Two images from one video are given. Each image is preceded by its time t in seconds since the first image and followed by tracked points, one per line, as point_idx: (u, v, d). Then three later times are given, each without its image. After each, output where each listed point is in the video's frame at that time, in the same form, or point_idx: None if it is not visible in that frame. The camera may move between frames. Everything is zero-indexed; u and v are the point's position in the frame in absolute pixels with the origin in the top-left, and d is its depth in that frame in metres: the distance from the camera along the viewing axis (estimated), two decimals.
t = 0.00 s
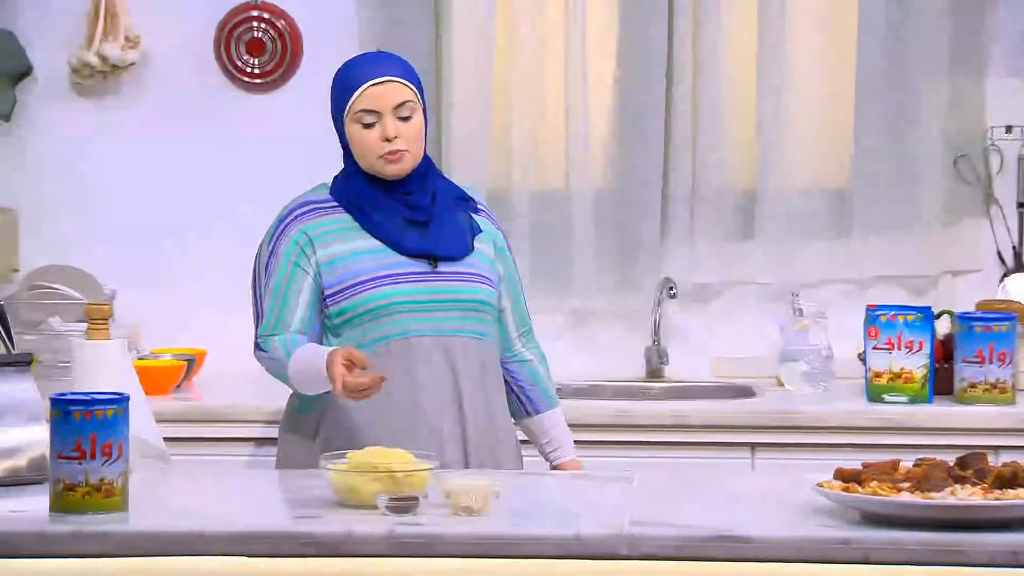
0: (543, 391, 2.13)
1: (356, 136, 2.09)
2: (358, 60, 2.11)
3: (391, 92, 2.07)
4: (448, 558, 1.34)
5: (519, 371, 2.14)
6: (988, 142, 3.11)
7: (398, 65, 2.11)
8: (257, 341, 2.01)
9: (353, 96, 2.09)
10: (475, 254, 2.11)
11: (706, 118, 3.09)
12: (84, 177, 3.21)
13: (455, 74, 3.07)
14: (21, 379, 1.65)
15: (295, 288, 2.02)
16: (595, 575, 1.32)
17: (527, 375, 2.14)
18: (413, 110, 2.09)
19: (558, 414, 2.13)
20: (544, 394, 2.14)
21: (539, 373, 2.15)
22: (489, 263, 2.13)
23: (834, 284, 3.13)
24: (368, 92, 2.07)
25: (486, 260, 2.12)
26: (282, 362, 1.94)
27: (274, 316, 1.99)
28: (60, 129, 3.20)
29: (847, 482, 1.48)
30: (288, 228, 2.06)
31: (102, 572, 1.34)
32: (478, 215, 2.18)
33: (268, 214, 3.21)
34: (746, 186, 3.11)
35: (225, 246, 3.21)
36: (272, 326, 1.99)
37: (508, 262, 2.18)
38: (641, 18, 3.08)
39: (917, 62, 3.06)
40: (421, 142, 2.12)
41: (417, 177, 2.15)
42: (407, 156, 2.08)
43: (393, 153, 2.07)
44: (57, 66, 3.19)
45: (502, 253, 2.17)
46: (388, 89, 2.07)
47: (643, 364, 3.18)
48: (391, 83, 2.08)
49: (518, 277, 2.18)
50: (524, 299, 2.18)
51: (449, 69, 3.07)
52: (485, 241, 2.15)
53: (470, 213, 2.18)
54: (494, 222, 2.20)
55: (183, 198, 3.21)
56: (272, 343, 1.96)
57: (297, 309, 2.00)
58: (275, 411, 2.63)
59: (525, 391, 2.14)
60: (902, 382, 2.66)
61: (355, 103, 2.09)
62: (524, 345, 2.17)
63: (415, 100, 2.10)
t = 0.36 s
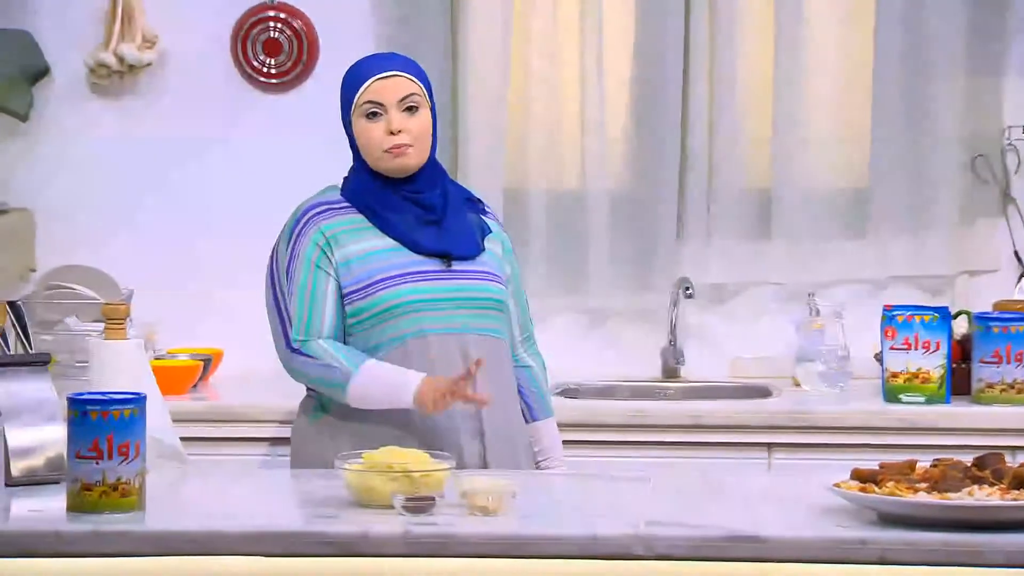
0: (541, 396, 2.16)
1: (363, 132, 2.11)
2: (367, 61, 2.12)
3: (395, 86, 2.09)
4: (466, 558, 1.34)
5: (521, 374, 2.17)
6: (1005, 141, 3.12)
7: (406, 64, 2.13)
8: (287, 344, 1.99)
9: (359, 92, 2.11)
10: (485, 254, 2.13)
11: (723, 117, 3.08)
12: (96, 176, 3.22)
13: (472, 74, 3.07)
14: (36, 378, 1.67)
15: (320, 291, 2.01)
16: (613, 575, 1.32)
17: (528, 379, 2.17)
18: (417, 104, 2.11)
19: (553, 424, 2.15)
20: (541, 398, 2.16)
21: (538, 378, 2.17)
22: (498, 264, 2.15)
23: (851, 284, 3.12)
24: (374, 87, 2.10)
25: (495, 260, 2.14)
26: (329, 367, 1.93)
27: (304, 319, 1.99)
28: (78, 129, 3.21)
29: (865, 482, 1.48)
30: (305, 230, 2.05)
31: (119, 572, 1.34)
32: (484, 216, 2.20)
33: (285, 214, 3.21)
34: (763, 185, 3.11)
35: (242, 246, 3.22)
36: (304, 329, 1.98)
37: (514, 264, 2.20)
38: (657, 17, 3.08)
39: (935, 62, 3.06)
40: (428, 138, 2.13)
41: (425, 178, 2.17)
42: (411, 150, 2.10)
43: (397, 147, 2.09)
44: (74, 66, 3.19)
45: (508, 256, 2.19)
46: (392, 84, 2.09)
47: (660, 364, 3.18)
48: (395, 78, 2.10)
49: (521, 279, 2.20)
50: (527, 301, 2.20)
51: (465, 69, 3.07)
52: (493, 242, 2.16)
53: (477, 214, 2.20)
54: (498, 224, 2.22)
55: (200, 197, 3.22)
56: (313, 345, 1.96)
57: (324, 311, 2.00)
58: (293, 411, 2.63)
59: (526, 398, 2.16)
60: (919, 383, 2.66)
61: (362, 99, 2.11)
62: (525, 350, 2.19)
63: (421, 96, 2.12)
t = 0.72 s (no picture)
0: (563, 393, 2.14)
1: (379, 136, 2.10)
2: (381, 62, 2.12)
3: (414, 92, 2.08)
4: (483, 557, 1.34)
5: (540, 373, 2.16)
6: None
7: (422, 66, 2.12)
8: (284, 345, 1.98)
9: (376, 96, 2.10)
10: (496, 255, 2.13)
11: (740, 118, 3.08)
12: (115, 177, 3.22)
13: (489, 75, 3.08)
14: (55, 378, 1.66)
15: (320, 294, 2.01)
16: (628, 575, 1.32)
17: (548, 377, 2.15)
18: (435, 109, 2.10)
19: (579, 419, 2.14)
20: (566, 396, 2.14)
21: (557, 376, 2.15)
22: (511, 265, 2.14)
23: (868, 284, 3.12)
24: (392, 92, 2.09)
25: (508, 261, 2.14)
26: (322, 372, 1.93)
27: (302, 321, 1.98)
28: (94, 129, 3.21)
29: (883, 483, 1.47)
30: (311, 231, 2.06)
31: (137, 571, 1.34)
32: (499, 217, 2.20)
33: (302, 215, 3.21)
34: (780, 186, 3.10)
35: (258, 245, 3.22)
36: (301, 332, 1.98)
37: (531, 265, 2.19)
38: (675, 17, 3.07)
39: (952, 63, 3.06)
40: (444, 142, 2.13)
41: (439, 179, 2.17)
42: (428, 155, 2.09)
43: (414, 154, 2.09)
44: (92, 66, 3.20)
45: (524, 256, 2.18)
46: (411, 90, 2.09)
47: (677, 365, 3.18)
48: (414, 84, 2.09)
49: (539, 279, 2.19)
50: (546, 300, 2.19)
51: (482, 69, 3.08)
52: (506, 243, 2.16)
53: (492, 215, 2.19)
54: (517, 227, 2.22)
55: (216, 198, 3.22)
56: (308, 350, 1.95)
57: (323, 314, 2.00)
58: (310, 411, 2.63)
59: (547, 395, 2.15)
60: (936, 382, 2.65)
61: (378, 102, 2.10)
62: (546, 348, 2.18)
63: (438, 101, 2.11)
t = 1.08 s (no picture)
0: (571, 392, 2.15)
1: (383, 140, 2.09)
2: (385, 65, 2.11)
3: (420, 99, 2.07)
4: (497, 558, 1.34)
5: (550, 370, 2.16)
6: None
7: (424, 67, 2.10)
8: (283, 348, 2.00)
9: (381, 101, 2.09)
10: (501, 254, 2.12)
11: (755, 117, 3.08)
12: (130, 177, 3.23)
13: (503, 75, 3.08)
14: (71, 377, 1.67)
15: (321, 299, 2.03)
16: None
17: (557, 376, 2.16)
18: (441, 115, 2.09)
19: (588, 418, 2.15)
20: (575, 395, 2.16)
21: (565, 373, 2.16)
22: (518, 264, 2.13)
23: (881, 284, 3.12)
24: (398, 98, 2.08)
25: (514, 260, 2.13)
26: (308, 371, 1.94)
27: (301, 324, 2.00)
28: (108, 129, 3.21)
29: (898, 483, 1.47)
30: (312, 239, 2.07)
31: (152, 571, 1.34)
32: (507, 214, 2.19)
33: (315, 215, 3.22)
34: (794, 185, 3.10)
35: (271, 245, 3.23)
36: (299, 336, 2.00)
37: (538, 262, 2.18)
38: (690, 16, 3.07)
39: (967, 63, 3.05)
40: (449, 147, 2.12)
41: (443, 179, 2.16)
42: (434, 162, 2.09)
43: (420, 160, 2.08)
44: (108, 66, 3.20)
45: (532, 253, 2.17)
46: (417, 96, 2.07)
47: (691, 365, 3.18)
48: (420, 90, 2.08)
49: (548, 275, 2.19)
50: (554, 296, 2.19)
51: (496, 68, 3.08)
52: (512, 240, 2.15)
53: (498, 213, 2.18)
54: (524, 222, 2.21)
55: (230, 199, 3.23)
56: (302, 350, 1.97)
57: (321, 318, 2.01)
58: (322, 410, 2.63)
59: (554, 393, 2.16)
60: (952, 382, 2.65)
61: (384, 108, 2.09)
62: (554, 345, 2.18)
63: (444, 107, 2.10)
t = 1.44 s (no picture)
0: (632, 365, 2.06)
1: (418, 144, 2.05)
2: (416, 64, 2.07)
3: (452, 98, 2.03)
4: (511, 558, 1.34)
5: (604, 352, 2.09)
6: None
7: (456, 67, 2.06)
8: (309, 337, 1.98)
9: (413, 104, 2.05)
10: (537, 255, 2.08)
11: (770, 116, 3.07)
12: (145, 176, 3.23)
13: (518, 75, 3.07)
14: (86, 377, 1.66)
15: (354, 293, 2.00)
16: None
17: (614, 356, 2.08)
18: (475, 115, 2.04)
19: (655, 386, 2.03)
20: (637, 368, 2.06)
21: (623, 350, 2.08)
22: (555, 263, 2.10)
23: (896, 284, 3.12)
24: (430, 98, 2.03)
25: (550, 259, 2.10)
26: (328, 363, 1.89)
27: (330, 315, 1.97)
28: (123, 129, 3.22)
29: (913, 483, 1.46)
30: (346, 234, 2.05)
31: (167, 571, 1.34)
32: (541, 211, 2.15)
33: (330, 215, 3.22)
34: (809, 184, 3.10)
35: (277, 249, 3.23)
36: (327, 326, 1.96)
37: (577, 256, 2.14)
38: (705, 15, 3.07)
39: (982, 63, 3.05)
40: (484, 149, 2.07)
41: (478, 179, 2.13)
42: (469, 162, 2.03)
43: (454, 160, 2.03)
44: (123, 67, 3.20)
45: (568, 248, 2.14)
46: (449, 96, 2.03)
47: (705, 364, 3.18)
48: (452, 90, 2.04)
49: (585, 263, 2.14)
50: (596, 284, 2.14)
51: (510, 68, 3.08)
52: (547, 238, 2.12)
53: (532, 211, 2.15)
54: (561, 216, 2.17)
55: (251, 198, 3.23)
56: (327, 341, 1.93)
57: (351, 311, 1.98)
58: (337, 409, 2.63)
59: (614, 370, 2.07)
60: (967, 382, 2.64)
61: (416, 109, 2.04)
62: (607, 328, 2.11)
63: (478, 108, 2.06)
